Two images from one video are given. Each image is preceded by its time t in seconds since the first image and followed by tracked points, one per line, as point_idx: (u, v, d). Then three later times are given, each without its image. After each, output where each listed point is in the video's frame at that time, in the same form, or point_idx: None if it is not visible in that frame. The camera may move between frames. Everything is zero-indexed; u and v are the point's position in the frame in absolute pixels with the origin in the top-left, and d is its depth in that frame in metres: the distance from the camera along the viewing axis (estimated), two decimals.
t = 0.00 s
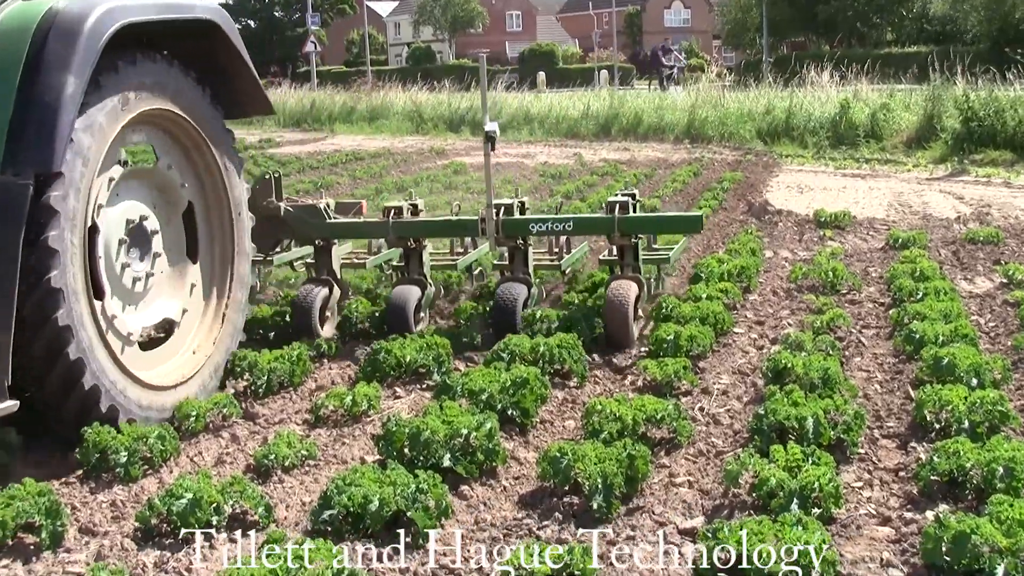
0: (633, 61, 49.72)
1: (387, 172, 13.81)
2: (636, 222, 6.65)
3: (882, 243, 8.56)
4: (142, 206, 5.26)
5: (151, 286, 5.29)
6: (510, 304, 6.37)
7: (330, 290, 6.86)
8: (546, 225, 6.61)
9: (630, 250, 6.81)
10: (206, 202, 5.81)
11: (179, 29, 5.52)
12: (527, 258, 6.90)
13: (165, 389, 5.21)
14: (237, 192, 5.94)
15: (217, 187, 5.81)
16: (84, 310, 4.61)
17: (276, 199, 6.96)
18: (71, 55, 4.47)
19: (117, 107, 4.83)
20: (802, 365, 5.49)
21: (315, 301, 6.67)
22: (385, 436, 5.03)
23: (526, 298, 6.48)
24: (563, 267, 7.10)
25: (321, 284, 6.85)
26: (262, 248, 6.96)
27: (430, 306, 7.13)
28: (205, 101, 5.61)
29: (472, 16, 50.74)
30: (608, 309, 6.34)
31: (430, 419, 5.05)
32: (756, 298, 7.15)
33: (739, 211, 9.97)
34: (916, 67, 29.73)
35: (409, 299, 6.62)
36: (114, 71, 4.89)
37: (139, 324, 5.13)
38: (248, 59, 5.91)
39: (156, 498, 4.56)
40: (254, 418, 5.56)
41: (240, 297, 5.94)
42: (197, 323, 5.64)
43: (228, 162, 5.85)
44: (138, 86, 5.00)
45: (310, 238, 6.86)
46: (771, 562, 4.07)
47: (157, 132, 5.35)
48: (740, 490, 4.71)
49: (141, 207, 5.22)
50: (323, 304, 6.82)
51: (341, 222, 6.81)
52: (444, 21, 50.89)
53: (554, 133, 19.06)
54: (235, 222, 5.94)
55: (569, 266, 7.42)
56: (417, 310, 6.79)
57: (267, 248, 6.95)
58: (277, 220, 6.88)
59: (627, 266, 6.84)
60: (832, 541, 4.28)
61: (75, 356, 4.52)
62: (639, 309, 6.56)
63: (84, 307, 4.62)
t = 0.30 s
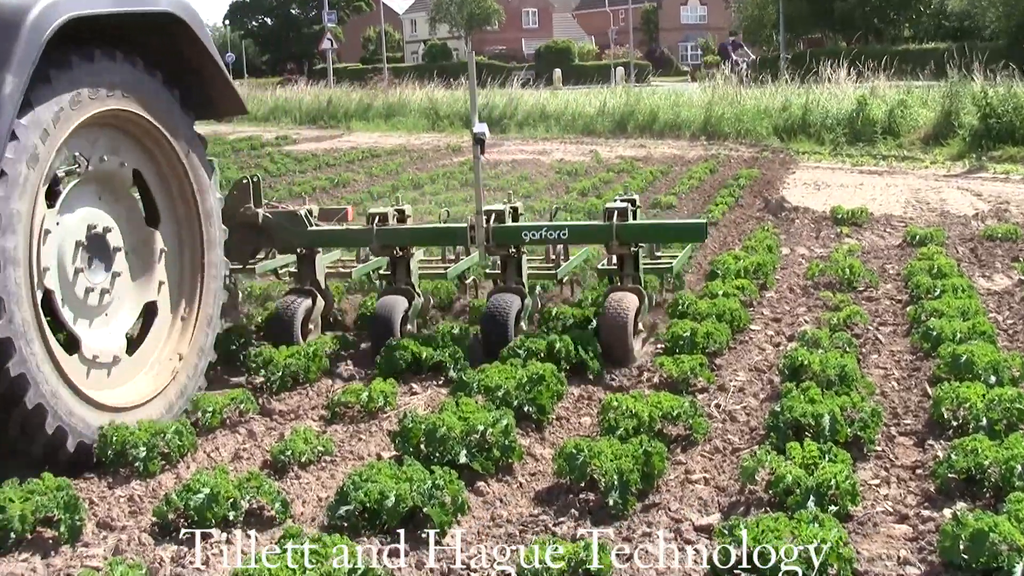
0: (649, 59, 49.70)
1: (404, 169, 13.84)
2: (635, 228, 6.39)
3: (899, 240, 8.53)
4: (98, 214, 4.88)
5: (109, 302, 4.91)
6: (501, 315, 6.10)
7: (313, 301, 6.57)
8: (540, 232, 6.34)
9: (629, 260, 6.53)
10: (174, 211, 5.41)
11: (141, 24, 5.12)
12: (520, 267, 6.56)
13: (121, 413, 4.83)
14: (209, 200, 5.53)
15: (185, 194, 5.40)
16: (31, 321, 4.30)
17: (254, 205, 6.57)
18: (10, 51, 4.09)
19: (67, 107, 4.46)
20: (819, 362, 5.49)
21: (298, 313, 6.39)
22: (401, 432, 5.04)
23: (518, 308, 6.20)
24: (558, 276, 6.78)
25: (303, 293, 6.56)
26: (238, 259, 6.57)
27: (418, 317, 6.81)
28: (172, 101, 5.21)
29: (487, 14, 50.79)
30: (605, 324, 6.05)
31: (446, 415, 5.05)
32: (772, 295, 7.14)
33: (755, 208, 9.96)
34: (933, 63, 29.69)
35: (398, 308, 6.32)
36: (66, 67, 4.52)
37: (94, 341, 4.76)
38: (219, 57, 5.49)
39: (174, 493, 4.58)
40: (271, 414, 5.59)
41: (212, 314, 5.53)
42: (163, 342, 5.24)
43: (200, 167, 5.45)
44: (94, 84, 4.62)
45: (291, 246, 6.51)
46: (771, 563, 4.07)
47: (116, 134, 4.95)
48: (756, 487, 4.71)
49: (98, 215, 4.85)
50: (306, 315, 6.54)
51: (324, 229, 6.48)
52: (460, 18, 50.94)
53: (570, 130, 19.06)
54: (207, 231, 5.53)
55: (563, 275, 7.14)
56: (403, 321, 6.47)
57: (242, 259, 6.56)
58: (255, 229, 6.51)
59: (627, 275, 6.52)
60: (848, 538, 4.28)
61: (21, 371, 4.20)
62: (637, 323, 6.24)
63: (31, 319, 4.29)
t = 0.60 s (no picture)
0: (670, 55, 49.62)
1: (427, 164, 13.91)
2: (637, 237, 6.02)
3: (922, 238, 8.51)
4: (60, 222, 4.65)
5: (70, 315, 4.69)
6: (492, 328, 5.90)
7: (297, 311, 6.38)
8: (535, 240, 5.94)
9: (631, 269, 6.18)
10: (143, 219, 5.17)
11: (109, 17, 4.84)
12: (514, 275, 6.30)
13: (81, 434, 4.65)
14: (181, 209, 5.29)
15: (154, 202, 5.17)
16: None
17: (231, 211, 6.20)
18: None
19: (19, 106, 4.21)
20: (841, 359, 5.48)
21: (280, 325, 6.20)
22: (423, 427, 5.06)
23: (511, 321, 5.99)
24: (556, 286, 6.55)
25: (286, 304, 6.37)
26: (216, 266, 6.22)
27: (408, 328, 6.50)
28: (140, 103, 4.96)
29: (506, 11, 50.82)
30: (603, 338, 5.78)
31: (468, 410, 5.07)
32: (794, 292, 7.13)
33: (777, 205, 9.96)
34: (959, 61, 29.58)
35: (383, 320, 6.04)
36: (20, 62, 4.28)
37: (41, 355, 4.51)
38: (193, 57, 5.22)
39: (196, 485, 4.61)
40: (293, 408, 5.63)
41: (182, 331, 5.31)
42: (128, 360, 5.04)
43: (170, 174, 5.21)
44: (51, 83, 4.37)
45: (271, 253, 6.18)
46: (772, 564, 4.09)
47: (72, 138, 4.68)
48: (778, 484, 4.70)
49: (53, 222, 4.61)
50: (289, 326, 6.35)
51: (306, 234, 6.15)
52: (480, 14, 51.01)
53: (592, 126, 19.08)
54: (179, 243, 5.30)
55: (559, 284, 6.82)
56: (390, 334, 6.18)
57: (221, 265, 6.22)
58: (235, 234, 6.17)
59: (630, 285, 6.26)
60: (870, 536, 4.26)
61: None
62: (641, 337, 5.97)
63: None
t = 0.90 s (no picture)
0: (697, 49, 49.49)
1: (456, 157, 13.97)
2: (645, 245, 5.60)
3: (953, 231, 8.46)
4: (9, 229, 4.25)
5: (29, 331, 4.33)
6: (490, 341, 5.64)
7: (285, 320, 5.97)
8: (535, 248, 5.65)
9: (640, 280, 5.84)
10: (111, 226, 4.71)
11: (75, 10, 4.47)
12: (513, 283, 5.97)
13: (34, 463, 4.22)
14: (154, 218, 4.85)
15: (123, 209, 4.72)
16: None
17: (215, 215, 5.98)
18: None
19: None
20: (870, 352, 5.46)
21: (264, 338, 5.80)
22: (451, 418, 5.07)
23: (508, 333, 5.71)
24: (559, 296, 6.32)
25: (275, 312, 5.97)
26: (199, 272, 5.98)
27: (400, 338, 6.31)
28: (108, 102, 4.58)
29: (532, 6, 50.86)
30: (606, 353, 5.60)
31: (495, 401, 5.08)
32: (823, 285, 7.12)
33: (806, 198, 9.95)
34: (992, 53, 29.40)
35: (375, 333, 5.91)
36: None
37: None
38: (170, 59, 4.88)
39: (225, 476, 4.63)
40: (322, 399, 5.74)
41: (153, 349, 4.84)
42: (90, 382, 4.58)
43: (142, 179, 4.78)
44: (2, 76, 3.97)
45: (255, 259, 5.93)
46: (770, 564, 4.13)
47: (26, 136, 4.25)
48: (806, 477, 4.69)
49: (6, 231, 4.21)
50: (276, 337, 5.95)
51: (292, 241, 5.90)
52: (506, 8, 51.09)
53: (620, 120, 19.06)
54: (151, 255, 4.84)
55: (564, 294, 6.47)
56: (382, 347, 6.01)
57: (204, 272, 5.97)
58: (217, 239, 5.91)
59: (638, 296, 5.89)
60: (898, 530, 4.24)
61: None
62: (648, 355, 5.73)
63: None
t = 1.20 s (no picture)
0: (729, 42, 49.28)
1: (491, 150, 14.02)
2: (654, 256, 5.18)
3: (992, 223, 8.40)
4: None
5: None
6: (488, 360, 5.26)
7: (273, 333, 5.68)
8: (535, 258, 5.22)
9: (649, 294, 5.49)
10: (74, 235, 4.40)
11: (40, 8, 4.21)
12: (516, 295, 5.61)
13: None
14: (124, 236, 4.52)
15: (88, 221, 4.40)
16: None
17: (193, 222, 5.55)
18: None
19: None
20: (908, 345, 5.43)
21: (250, 354, 5.48)
22: (489, 410, 5.08)
23: (506, 350, 5.32)
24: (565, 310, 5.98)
25: (263, 325, 5.68)
26: (179, 284, 5.60)
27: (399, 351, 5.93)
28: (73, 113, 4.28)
29: None
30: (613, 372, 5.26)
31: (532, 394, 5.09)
32: (860, 278, 7.09)
33: (844, 191, 9.91)
34: None
35: (359, 347, 5.49)
36: None
37: None
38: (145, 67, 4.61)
39: (264, 468, 4.66)
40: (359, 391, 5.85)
41: (125, 370, 4.53)
42: (56, 402, 4.29)
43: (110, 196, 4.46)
44: None
45: (238, 270, 5.55)
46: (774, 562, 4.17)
47: None
48: (844, 470, 4.68)
49: None
50: (263, 351, 5.65)
51: (278, 250, 5.51)
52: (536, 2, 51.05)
53: (655, 113, 19.01)
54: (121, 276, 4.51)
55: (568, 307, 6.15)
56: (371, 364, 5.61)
57: (185, 283, 5.59)
58: (196, 248, 5.53)
59: (648, 312, 5.53)
60: (938, 524, 4.22)
61: None
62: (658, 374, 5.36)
63: None
